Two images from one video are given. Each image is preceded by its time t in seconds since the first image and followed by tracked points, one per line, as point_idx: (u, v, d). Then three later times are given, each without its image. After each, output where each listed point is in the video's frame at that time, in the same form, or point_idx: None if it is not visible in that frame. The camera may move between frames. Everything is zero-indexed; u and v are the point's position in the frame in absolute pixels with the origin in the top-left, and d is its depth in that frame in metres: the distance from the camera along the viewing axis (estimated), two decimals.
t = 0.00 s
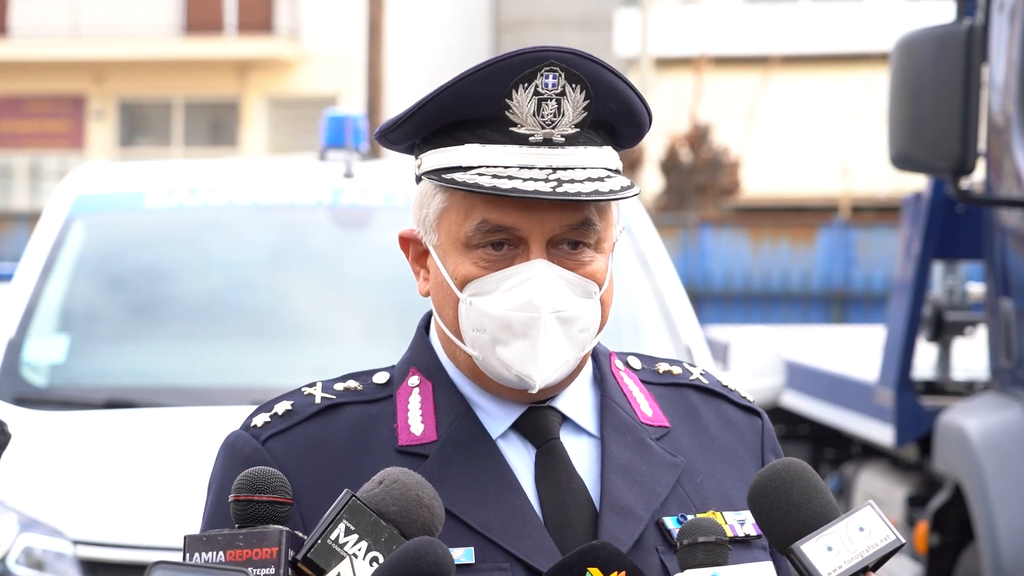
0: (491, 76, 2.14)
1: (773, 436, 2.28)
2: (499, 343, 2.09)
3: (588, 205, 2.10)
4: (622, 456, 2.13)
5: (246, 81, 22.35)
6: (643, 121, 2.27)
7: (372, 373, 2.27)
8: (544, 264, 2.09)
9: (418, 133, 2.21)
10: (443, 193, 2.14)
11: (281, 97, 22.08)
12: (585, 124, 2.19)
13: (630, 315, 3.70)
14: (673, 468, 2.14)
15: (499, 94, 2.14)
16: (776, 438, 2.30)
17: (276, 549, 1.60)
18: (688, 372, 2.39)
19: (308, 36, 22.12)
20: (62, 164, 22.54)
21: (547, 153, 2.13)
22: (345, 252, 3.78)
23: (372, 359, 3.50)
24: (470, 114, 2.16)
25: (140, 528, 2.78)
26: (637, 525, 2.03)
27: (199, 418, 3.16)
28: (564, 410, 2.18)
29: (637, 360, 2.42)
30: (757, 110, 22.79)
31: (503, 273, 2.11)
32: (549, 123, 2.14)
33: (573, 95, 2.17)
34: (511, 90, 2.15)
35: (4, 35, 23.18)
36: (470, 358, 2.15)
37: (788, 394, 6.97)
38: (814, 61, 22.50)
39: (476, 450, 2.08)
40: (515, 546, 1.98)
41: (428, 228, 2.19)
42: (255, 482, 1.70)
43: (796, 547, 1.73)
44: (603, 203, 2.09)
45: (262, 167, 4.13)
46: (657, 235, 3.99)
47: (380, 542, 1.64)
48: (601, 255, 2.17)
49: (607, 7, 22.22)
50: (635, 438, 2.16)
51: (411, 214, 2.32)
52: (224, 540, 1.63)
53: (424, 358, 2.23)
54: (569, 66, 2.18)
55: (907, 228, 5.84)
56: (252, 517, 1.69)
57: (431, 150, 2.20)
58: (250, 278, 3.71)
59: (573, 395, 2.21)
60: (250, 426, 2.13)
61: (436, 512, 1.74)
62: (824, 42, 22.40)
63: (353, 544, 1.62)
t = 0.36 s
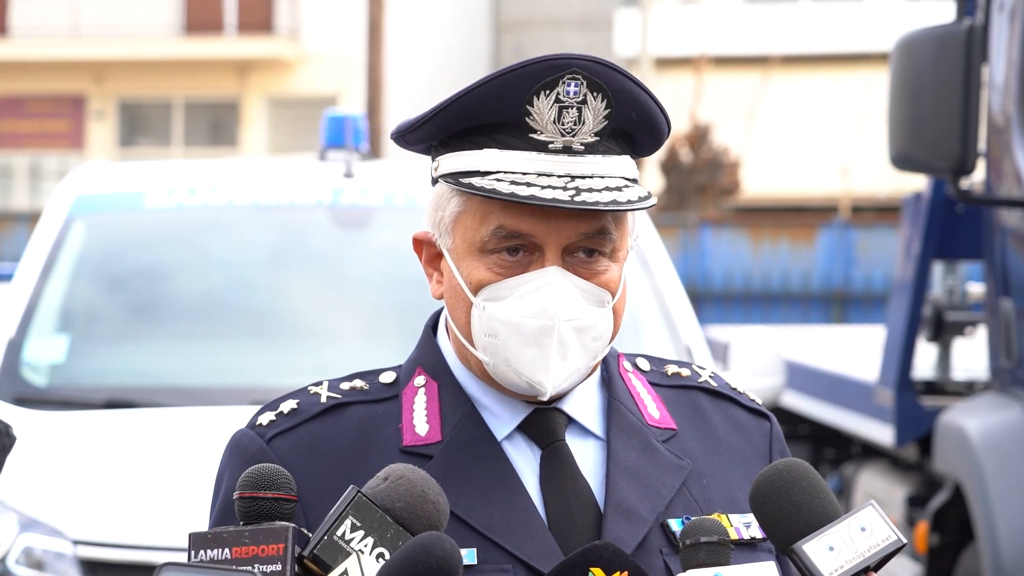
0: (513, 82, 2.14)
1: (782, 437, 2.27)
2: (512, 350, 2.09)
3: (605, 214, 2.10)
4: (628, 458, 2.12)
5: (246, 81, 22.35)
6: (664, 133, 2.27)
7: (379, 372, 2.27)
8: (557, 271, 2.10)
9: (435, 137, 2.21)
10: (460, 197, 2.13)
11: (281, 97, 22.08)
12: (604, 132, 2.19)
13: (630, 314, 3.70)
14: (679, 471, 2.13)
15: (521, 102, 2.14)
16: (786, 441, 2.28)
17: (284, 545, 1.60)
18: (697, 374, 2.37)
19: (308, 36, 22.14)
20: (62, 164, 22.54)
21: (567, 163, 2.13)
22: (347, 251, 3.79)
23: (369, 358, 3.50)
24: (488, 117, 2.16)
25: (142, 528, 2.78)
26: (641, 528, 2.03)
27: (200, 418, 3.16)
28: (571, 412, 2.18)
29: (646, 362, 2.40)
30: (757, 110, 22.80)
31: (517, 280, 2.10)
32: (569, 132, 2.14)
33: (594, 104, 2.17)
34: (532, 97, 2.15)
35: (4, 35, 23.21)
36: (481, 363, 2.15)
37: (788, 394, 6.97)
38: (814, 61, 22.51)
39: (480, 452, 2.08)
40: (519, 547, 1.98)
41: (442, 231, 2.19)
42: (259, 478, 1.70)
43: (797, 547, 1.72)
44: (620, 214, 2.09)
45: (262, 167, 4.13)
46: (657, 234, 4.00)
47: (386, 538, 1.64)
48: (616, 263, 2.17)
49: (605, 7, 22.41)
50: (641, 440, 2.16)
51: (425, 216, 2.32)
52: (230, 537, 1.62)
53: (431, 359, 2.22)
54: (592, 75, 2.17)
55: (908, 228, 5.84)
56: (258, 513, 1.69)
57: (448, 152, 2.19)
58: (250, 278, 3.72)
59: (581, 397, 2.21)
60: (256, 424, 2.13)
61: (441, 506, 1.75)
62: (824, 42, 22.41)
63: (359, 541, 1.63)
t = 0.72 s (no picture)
0: (506, 77, 2.14)
1: (783, 439, 2.26)
2: (508, 346, 2.09)
3: (600, 209, 2.10)
4: (627, 459, 2.12)
5: (246, 81, 22.35)
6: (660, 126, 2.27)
7: (380, 372, 2.27)
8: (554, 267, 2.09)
9: (431, 135, 2.21)
10: (455, 194, 2.14)
11: (281, 97, 22.09)
12: (599, 128, 2.19)
13: (629, 313, 3.70)
14: (679, 472, 2.13)
15: (513, 97, 2.14)
16: (787, 441, 2.28)
17: (293, 554, 1.61)
18: (700, 373, 2.37)
19: (308, 36, 22.13)
20: (62, 164, 22.54)
21: (561, 157, 2.13)
22: (347, 251, 3.79)
23: (369, 358, 3.50)
24: (483, 115, 2.16)
25: (141, 528, 2.78)
26: (640, 529, 2.03)
27: (200, 418, 3.16)
28: (571, 412, 2.18)
29: (647, 362, 2.40)
30: (758, 110, 22.80)
31: (513, 277, 2.10)
32: (562, 126, 2.14)
33: (587, 99, 2.17)
34: (525, 92, 2.15)
35: (4, 35, 23.20)
36: (479, 360, 2.15)
37: (788, 394, 6.97)
38: (814, 60, 22.51)
39: (479, 453, 2.08)
40: (517, 548, 1.98)
41: (439, 229, 2.19)
42: (268, 485, 1.70)
43: (799, 546, 1.71)
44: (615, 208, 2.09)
45: (262, 167, 4.13)
46: (656, 234, 4.00)
47: (394, 547, 1.64)
48: (612, 258, 2.17)
49: (606, 7, 22.64)
50: (641, 441, 2.16)
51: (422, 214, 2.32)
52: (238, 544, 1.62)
53: (431, 359, 2.22)
54: (584, 69, 2.17)
55: (907, 228, 5.83)
56: (265, 521, 1.69)
57: (443, 150, 2.20)
58: (250, 278, 3.72)
59: (581, 397, 2.21)
60: (256, 425, 2.12)
61: (448, 516, 1.75)
62: (824, 42, 22.41)
63: (367, 550, 1.62)
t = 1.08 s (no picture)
0: (492, 80, 2.14)
1: (784, 440, 2.25)
2: (498, 349, 2.09)
3: (588, 211, 2.10)
4: (621, 460, 2.12)
5: (246, 81, 22.35)
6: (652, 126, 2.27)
7: (378, 372, 2.27)
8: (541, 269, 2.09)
9: (422, 136, 2.21)
10: (444, 197, 2.14)
11: (281, 97, 22.09)
12: (587, 129, 2.18)
13: (628, 314, 3.70)
14: (675, 474, 2.12)
15: (499, 99, 2.15)
16: (789, 443, 2.26)
17: (287, 552, 1.60)
18: (700, 374, 2.36)
19: (308, 36, 22.14)
20: (62, 164, 22.52)
21: (548, 160, 2.13)
22: (346, 251, 3.79)
23: (367, 359, 3.50)
24: (471, 115, 2.16)
25: (142, 528, 2.78)
26: (631, 532, 2.02)
27: (200, 418, 3.16)
28: (565, 413, 2.18)
29: (647, 363, 2.39)
30: (757, 111, 22.80)
31: (502, 277, 2.10)
32: (549, 129, 2.14)
33: (574, 101, 2.16)
34: (511, 95, 2.15)
35: (4, 35, 23.20)
36: (471, 361, 2.16)
37: (788, 394, 6.97)
38: (813, 61, 22.53)
39: (473, 454, 2.08)
40: (508, 549, 1.98)
41: (430, 231, 2.19)
42: (265, 485, 1.70)
43: (803, 546, 1.71)
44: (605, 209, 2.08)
45: (263, 167, 4.13)
46: (657, 233, 4.00)
47: (390, 546, 1.63)
48: (602, 259, 2.17)
49: (606, 7, 22.69)
50: (636, 442, 2.15)
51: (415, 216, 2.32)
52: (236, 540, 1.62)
53: (428, 361, 2.22)
54: (572, 72, 2.17)
55: (908, 228, 5.84)
56: (262, 520, 1.69)
57: (433, 153, 2.20)
58: (250, 278, 3.72)
59: (576, 396, 2.21)
60: (253, 427, 2.13)
61: (444, 516, 1.74)
62: (824, 42, 22.43)
63: (362, 548, 1.61)
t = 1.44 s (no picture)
0: (441, 80, 2.15)
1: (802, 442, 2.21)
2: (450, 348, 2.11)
3: (531, 215, 2.08)
4: (617, 462, 2.12)
5: (246, 81, 22.35)
6: (629, 129, 2.20)
7: (388, 372, 2.26)
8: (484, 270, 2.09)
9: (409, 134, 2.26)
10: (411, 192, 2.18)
11: (281, 97, 22.08)
12: (540, 130, 2.16)
13: (628, 314, 3.70)
14: (674, 476, 2.11)
15: (448, 98, 2.15)
16: (807, 446, 2.23)
17: (279, 549, 1.59)
18: (717, 375, 2.33)
19: (308, 36, 22.16)
20: (62, 164, 22.53)
21: (495, 161, 2.13)
22: (347, 251, 3.79)
23: (365, 359, 3.50)
24: (431, 113, 2.18)
25: (143, 528, 2.78)
26: (619, 533, 2.02)
27: (201, 418, 3.16)
28: (562, 414, 2.18)
29: (664, 363, 2.37)
30: (757, 110, 22.80)
31: (454, 275, 2.13)
32: (495, 130, 2.13)
33: (521, 102, 2.14)
34: (459, 94, 2.15)
35: (4, 35, 23.20)
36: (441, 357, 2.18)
37: (789, 394, 6.98)
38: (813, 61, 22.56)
39: (467, 453, 2.08)
40: (492, 551, 1.98)
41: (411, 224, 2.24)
42: (259, 481, 1.69)
43: (805, 545, 1.71)
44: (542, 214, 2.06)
45: (263, 167, 4.13)
46: (657, 233, 4.00)
47: (384, 543, 1.64)
48: (562, 263, 2.17)
49: (606, 7, 22.76)
50: (636, 444, 2.15)
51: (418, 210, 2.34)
52: (229, 537, 1.59)
53: (433, 362, 2.22)
54: (520, 72, 2.15)
55: (908, 228, 5.84)
56: (256, 516, 1.69)
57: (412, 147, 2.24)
58: (249, 278, 3.72)
59: (579, 396, 2.22)
60: (261, 425, 2.13)
61: (439, 513, 1.74)
62: (824, 42, 22.44)
63: (357, 545, 1.63)
